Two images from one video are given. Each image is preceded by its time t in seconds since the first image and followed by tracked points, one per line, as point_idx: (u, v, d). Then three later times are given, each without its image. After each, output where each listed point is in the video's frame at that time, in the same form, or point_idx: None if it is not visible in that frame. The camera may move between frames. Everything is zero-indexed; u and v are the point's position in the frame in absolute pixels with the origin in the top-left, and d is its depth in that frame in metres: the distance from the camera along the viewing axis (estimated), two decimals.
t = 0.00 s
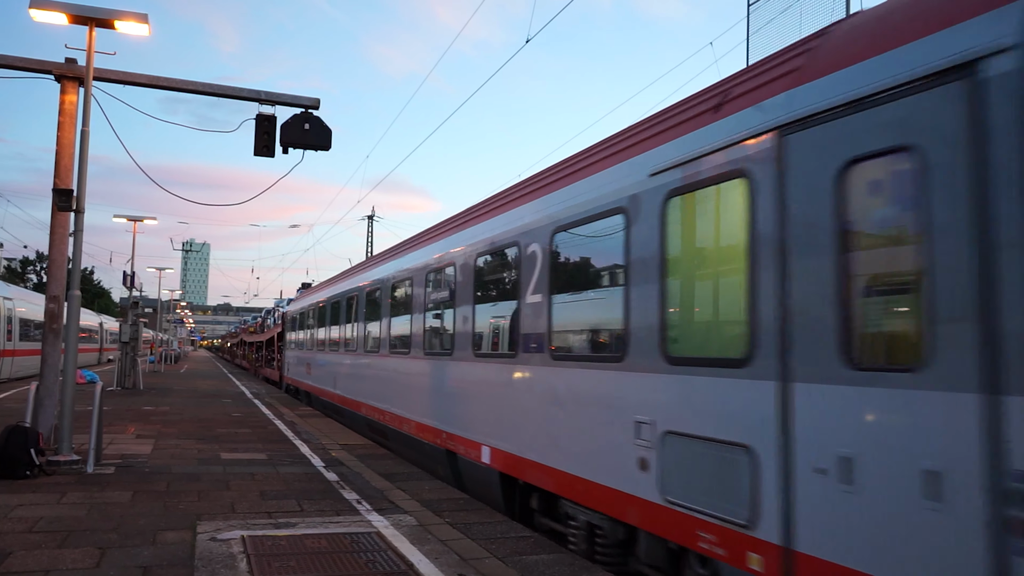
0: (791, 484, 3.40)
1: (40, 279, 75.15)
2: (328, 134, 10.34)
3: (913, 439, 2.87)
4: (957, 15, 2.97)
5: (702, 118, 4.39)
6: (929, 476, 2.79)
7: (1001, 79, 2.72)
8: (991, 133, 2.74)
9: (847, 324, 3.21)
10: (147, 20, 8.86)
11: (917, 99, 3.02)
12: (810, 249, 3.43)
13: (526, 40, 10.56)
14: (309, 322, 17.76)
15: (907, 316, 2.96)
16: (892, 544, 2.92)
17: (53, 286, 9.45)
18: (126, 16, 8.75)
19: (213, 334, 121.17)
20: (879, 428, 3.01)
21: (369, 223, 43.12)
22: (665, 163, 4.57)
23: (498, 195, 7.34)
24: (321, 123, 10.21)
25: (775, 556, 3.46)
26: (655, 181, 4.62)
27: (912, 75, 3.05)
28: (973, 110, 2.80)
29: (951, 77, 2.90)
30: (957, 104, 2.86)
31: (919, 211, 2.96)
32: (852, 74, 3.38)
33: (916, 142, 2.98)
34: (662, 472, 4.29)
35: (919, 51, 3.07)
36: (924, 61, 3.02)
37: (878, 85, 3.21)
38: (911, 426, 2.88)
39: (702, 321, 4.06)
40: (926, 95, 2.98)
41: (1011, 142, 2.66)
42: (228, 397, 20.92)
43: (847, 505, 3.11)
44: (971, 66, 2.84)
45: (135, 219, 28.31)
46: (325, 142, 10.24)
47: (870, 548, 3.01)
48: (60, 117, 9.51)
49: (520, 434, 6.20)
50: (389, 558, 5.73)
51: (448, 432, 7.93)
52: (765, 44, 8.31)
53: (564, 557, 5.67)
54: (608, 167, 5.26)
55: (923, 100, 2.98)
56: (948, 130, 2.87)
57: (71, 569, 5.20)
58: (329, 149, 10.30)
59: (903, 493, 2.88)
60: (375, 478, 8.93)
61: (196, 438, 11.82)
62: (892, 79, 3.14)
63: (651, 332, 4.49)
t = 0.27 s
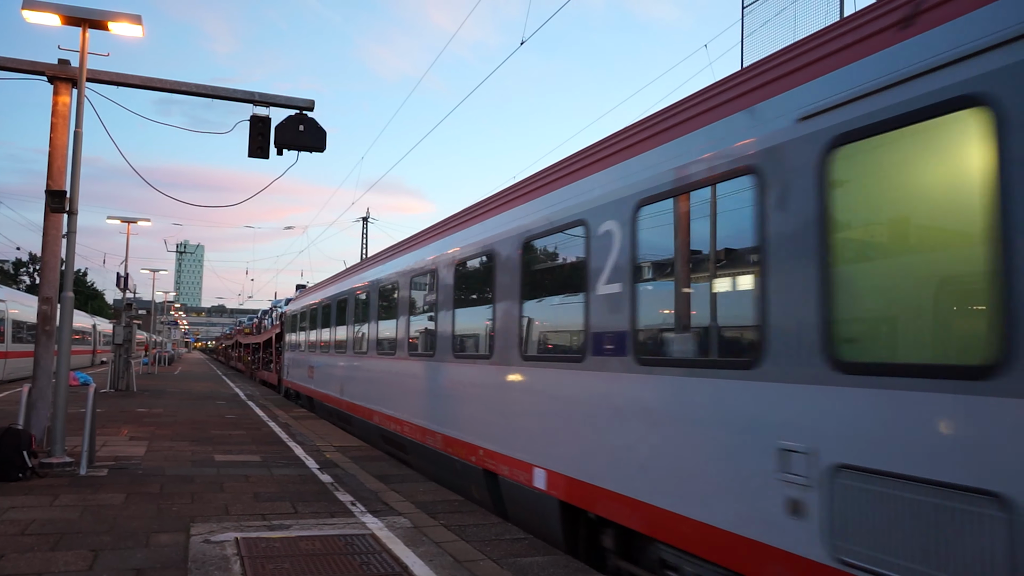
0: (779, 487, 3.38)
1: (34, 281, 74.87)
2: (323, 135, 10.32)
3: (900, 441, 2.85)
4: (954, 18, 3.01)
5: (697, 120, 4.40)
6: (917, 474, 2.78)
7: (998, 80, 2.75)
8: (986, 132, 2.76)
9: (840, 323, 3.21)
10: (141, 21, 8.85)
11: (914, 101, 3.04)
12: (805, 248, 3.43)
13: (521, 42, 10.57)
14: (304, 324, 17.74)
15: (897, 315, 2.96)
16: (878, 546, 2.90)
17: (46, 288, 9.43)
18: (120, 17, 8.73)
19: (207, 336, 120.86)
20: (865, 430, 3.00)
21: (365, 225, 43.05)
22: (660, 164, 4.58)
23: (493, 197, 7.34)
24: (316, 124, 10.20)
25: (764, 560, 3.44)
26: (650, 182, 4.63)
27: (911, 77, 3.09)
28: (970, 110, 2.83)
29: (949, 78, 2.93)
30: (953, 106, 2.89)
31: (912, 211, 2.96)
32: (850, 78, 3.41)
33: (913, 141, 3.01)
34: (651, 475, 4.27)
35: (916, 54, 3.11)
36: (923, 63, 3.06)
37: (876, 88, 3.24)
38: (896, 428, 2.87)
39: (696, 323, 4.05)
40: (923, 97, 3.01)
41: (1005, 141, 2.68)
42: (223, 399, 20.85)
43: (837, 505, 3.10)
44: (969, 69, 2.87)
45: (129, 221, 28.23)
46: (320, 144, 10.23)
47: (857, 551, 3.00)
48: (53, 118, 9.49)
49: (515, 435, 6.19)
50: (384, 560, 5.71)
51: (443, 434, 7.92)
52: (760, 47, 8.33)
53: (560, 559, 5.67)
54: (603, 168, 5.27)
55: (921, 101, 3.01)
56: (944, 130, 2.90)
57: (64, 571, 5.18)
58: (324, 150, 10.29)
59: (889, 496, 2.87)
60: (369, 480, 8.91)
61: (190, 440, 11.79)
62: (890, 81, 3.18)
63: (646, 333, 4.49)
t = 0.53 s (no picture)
0: (779, 485, 3.38)
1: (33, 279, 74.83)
2: (322, 133, 10.31)
3: (902, 439, 2.85)
4: (953, 18, 3.00)
5: (696, 119, 4.39)
6: (917, 474, 2.78)
7: (996, 80, 2.75)
8: (985, 131, 2.76)
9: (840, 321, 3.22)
10: (140, 19, 8.83)
11: (913, 100, 3.04)
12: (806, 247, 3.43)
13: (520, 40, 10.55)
14: (304, 322, 17.73)
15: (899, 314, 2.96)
16: (877, 543, 2.90)
17: (45, 286, 9.42)
18: (119, 15, 8.72)
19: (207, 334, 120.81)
20: (868, 430, 3.00)
21: (364, 223, 43.04)
22: (659, 163, 4.57)
23: (493, 195, 7.33)
24: (315, 123, 10.18)
25: (764, 560, 3.44)
26: (649, 181, 4.62)
27: (910, 74, 3.09)
28: (968, 109, 2.83)
29: (949, 75, 2.92)
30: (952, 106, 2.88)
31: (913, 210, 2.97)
32: (849, 75, 3.41)
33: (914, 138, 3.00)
34: (651, 473, 4.28)
35: (917, 50, 3.10)
36: (924, 60, 3.05)
37: (874, 87, 3.23)
38: (899, 426, 2.87)
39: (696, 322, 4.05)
40: (925, 93, 3.00)
41: (1008, 137, 2.68)
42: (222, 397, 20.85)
43: (835, 504, 3.10)
44: (967, 68, 2.87)
45: (129, 219, 28.21)
46: (320, 142, 10.22)
47: (856, 550, 3.00)
48: (53, 116, 9.47)
49: (515, 434, 6.19)
50: (383, 559, 5.71)
51: (442, 432, 7.92)
52: (760, 45, 8.32)
53: (559, 558, 5.67)
54: (602, 166, 5.26)
55: (923, 99, 3.01)
56: (943, 129, 2.90)
57: (63, 570, 5.18)
58: (323, 149, 10.28)
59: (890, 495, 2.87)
60: (369, 478, 8.90)
61: (190, 439, 11.79)
62: (891, 79, 3.17)
63: (645, 332, 4.49)
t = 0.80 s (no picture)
0: (782, 484, 3.37)
1: (37, 280, 74.99)
2: (324, 133, 10.31)
3: (904, 438, 2.84)
4: (955, 15, 2.99)
5: (698, 118, 4.38)
6: (920, 472, 2.77)
7: (999, 75, 2.74)
8: (987, 126, 2.76)
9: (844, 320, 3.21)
10: (142, 20, 8.84)
11: (915, 98, 3.03)
12: (808, 245, 3.42)
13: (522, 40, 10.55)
14: (307, 323, 17.74)
15: (903, 311, 2.96)
16: (880, 543, 2.89)
17: (48, 287, 9.43)
18: (121, 16, 8.73)
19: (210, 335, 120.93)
20: (871, 429, 2.99)
21: (367, 224, 43.06)
22: (661, 162, 4.56)
23: (495, 195, 7.33)
24: (317, 123, 10.19)
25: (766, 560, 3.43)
26: (651, 180, 4.61)
27: (912, 73, 3.08)
28: (971, 105, 2.82)
29: (951, 73, 2.91)
30: (956, 103, 2.87)
31: (916, 208, 2.96)
32: (851, 73, 3.40)
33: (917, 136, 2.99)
34: (653, 473, 4.27)
35: (918, 49, 3.09)
36: (925, 58, 3.05)
37: (877, 84, 3.22)
38: (902, 424, 2.86)
39: (699, 321, 4.04)
40: (927, 91, 2.99)
41: (1011, 134, 2.68)
42: (225, 398, 20.86)
43: (838, 503, 3.09)
44: (970, 64, 2.86)
45: (132, 220, 28.26)
46: (322, 143, 10.22)
47: (858, 550, 2.98)
48: (55, 117, 9.49)
49: (517, 434, 6.18)
50: (386, 559, 5.71)
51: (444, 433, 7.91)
52: (762, 45, 8.31)
53: (562, 558, 5.66)
54: (605, 166, 5.25)
55: (925, 95, 3.00)
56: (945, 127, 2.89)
57: (66, 570, 5.18)
58: (325, 149, 10.28)
59: (892, 493, 2.86)
60: (372, 479, 8.90)
61: (193, 439, 11.80)
62: (892, 77, 3.16)
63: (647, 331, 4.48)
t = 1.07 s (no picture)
0: (784, 486, 3.36)
1: (39, 282, 75.10)
2: (326, 135, 10.32)
3: (906, 441, 2.84)
4: (958, 16, 2.99)
5: (700, 120, 4.38)
6: (922, 473, 2.76)
7: (1001, 76, 2.73)
8: (990, 126, 2.76)
9: (845, 322, 3.21)
10: (144, 22, 8.86)
11: (917, 99, 3.02)
12: (810, 247, 3.42)
13: (524, 42, 10.56)
14: (309, 325, 17.75)
15: (904, 313, 2.96)
16: (881, 545, 2.89)
17: (50, 289, 9.44)
18: (124, 19, 8.75)
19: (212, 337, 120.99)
20: (872, 431, 2.98)
21: (369, 226, 43.09)
22: (663, 164, 4.56)
23: (497, 197, 7.32)
24: (319, 125, 10.20)
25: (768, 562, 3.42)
26: (653, 182, 4.61)
27: (913, 75, 3.08)
28: (973, 106, 2.82)
29: (952, 75, 2.91)
30: (957, 103, 2.87)
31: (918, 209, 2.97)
32: (852, 75, 3.40)
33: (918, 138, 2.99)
34: (656, 475, 4.26)
35: (919, 50, 3.10)
36: (926, 60, 3.05)
37: (878, 85, 3.22)
38: (904, 426, 2.86)
39: (700, 323, 4.04)
40: (928, 93, 2.99)
41: (1013, 135, 2.68)
42: (227, 400, 20.88)
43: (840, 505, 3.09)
44: (972, 65, 2.85)
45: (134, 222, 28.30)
46: (324, 145, 10.23)
47: (860, 552, 2.98)
48: (58, 120, 9.50)
49: (519, 436, 6.18)
50: (387, 561, 5.70)
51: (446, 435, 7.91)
52: (764, 47, 8.31)
53: (564, 560, 5.66)
54: (607, 168, 5.25)
55: (926, 97, 3.00)
56: (947, 128, 2.89)
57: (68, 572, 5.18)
58: (327, 151, 10.29)
59: (894, 496, 2.85)
60: (373, 480, 8.90)
61: (195, 441, 11.81)
62: (894, 79, 3.16)
63: (649, 333, 4.47)
